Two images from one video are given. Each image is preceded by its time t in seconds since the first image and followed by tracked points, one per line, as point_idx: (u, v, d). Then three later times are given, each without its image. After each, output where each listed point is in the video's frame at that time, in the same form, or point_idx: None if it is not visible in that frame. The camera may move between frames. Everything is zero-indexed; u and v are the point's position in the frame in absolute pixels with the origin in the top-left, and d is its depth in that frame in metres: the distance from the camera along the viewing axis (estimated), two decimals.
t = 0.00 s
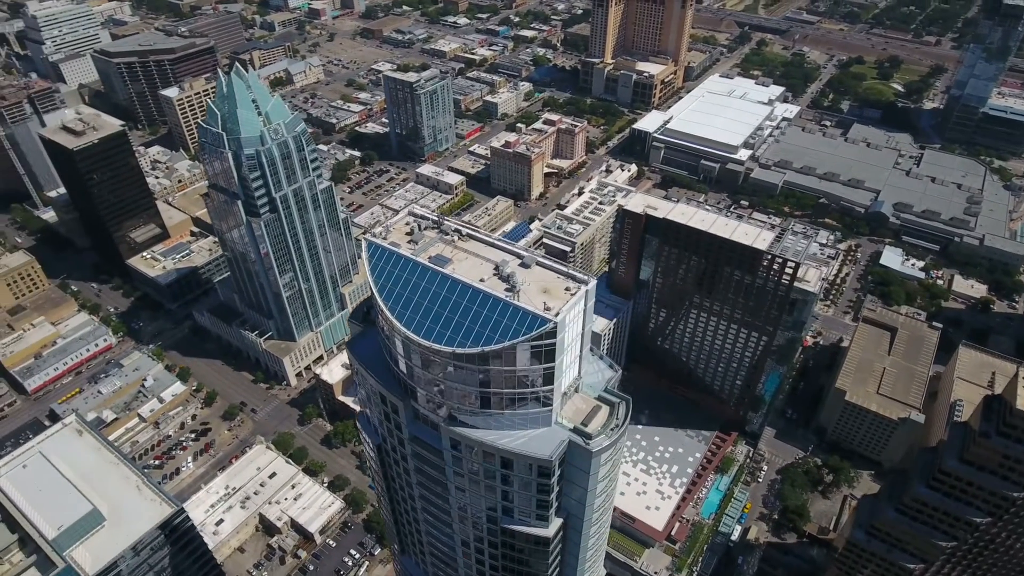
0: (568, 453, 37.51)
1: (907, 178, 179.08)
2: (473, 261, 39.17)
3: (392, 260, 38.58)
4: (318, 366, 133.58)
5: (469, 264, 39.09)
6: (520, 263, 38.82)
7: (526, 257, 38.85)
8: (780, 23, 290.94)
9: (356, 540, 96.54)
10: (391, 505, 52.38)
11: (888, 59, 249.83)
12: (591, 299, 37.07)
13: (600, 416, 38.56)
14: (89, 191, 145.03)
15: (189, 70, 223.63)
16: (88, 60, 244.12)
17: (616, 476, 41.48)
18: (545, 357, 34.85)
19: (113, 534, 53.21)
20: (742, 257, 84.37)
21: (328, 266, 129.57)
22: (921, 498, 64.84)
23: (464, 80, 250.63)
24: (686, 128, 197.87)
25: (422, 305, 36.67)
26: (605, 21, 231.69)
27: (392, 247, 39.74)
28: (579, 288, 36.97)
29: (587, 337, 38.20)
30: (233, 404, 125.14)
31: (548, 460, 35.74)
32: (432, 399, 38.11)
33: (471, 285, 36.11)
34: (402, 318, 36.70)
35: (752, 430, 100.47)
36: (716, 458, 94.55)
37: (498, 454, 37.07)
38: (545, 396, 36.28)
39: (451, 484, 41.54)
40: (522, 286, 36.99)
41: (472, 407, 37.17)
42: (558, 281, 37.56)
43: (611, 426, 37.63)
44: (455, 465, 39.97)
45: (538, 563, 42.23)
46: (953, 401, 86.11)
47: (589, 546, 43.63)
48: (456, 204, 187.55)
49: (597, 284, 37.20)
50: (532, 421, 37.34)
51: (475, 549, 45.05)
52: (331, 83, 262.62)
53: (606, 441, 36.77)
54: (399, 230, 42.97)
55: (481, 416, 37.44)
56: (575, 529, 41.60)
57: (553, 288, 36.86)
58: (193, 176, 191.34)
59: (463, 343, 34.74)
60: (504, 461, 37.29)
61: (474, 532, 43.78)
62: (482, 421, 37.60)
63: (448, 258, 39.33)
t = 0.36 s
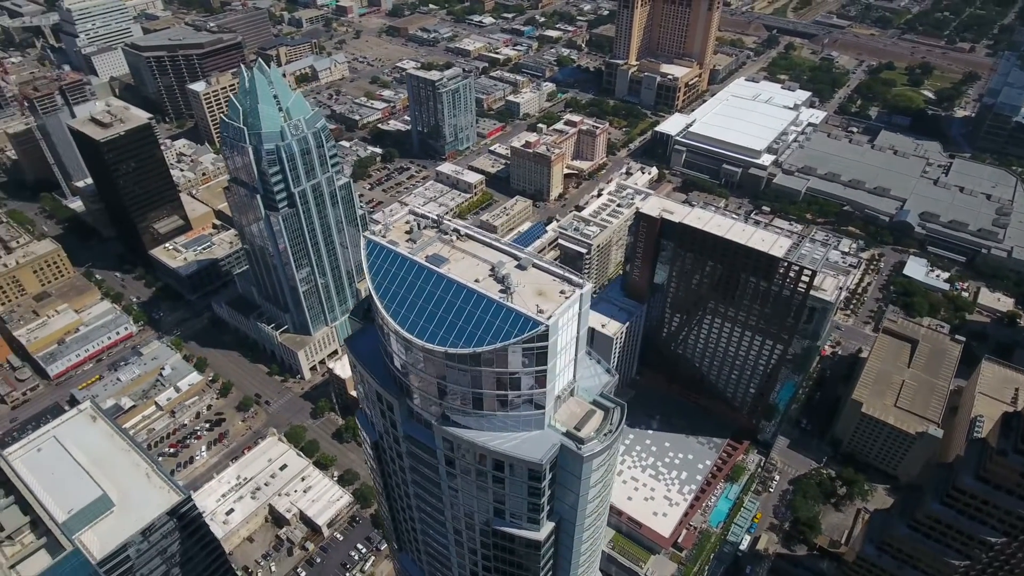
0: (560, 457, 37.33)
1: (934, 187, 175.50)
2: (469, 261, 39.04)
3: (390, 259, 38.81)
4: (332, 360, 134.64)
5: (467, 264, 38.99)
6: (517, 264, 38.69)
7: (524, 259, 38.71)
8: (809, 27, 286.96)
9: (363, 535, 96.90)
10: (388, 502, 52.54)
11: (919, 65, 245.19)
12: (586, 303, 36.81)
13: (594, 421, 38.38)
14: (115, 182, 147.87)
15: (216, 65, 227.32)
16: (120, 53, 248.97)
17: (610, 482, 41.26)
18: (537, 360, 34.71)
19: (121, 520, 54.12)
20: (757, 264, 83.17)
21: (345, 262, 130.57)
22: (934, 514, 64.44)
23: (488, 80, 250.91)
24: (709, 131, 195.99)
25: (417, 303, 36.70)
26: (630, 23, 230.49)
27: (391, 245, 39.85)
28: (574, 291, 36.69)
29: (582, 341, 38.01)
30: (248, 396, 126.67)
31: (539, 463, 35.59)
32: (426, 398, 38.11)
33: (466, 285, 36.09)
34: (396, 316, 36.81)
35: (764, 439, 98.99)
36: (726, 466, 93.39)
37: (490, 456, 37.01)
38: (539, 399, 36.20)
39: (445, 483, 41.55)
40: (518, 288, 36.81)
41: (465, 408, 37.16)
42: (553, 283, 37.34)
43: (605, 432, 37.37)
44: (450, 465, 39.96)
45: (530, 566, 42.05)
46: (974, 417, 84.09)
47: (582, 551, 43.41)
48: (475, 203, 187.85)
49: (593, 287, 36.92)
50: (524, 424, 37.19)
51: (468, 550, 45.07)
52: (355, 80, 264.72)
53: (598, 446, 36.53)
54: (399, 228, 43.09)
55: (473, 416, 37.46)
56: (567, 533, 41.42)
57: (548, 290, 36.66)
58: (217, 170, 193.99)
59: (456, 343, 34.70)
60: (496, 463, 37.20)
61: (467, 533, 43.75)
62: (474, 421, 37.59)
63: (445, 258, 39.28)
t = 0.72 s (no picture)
0: (555, 460, 37.26)
1: (965, 198, 171.49)
2: (468, 261, 39.06)
3: (392, 257, 39.14)
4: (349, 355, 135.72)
5: (466, 264, 39.03)
6: (516, 265, 38.64)
7: (523, 260, 38.61)
8: (842, 31, 282.07)
9: (372, 530, 97.44)
10: (388, 498, 52.93)
11: (954, 72, 239.64)
12: (585, 306, 36.55)
13: (591, 424, 38.19)
14: (143, 173, 150.81)
15: (245, 60, 230.04)
16: (153, 47, 253.64)
17: (607, 487, 41.05)
18: (531, 363, 34.74)
19: (132, 505, 55.22)
20: (775, 271, 81.93)
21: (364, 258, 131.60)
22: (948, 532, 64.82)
23: (513, 79, 250.93)
24: (734, 135, 193.70)
25: (414, 302, 36.95)
26: (658, 25, 228.82)
27: (392, 244, 40.22)
28: (571, 294, 36.48)
29: (581, 344, 37.84)
30: (264, 387, 128.27)
31: (532, 466, 35.64)
32: (423, 396, 38.20)
33: (464, 285, 36.24)
34: (395, 314, 37.03)
35: (779, 449, 97.40)
36: (738, 475, 92.11)
37: (485, 457, 37.09)
38: (535, 402, 36.16)
39: (441, 483, 41.64)
40: (515, 289, 36.75)
41: (459, 407, 37.22)
42: (551, 286, 37.16)
43: (600, 436, 37.26)
44: (446, 464, 40.04)
45: (523, 569, 42.02)
46: (997, 434, 81.89)
47: (578, 556, 43.20)
48: (495, 202, 187.99)
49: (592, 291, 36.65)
50: (519, 425, 37.14)
51: (464, 549, 45.13)
52: (382, 78, 266.55)
53: (593, 451, 36.37)
54: (402, 226, 43.24)
55: (468, 416, 37.48)
56: (563, 537, 41.30)
57: (545, 292, 36.49)
58: (242, 163, 196.68)
59: (451, 342, 34.79)
60: (490, 464, 37.29)
61: (463, 533, 43.83)
62: (470, 422, 37.66)
63: (445, 257, 39.34)
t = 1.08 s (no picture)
0: (549, 463, 37.13)
1: (994, 209, 167.70)
2: (468, 261, 39.08)
3: (393, 254, 39.43)
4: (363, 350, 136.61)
5: (466, 263, 39.08)
6: (516, 266, 38.60)
7: (522, 261, 38.62)
8: (872, 36, 277.41)
9: (380, 525, 97.90)
10: (388, 494, 53.22)
11: (987, 80, 234.44)
12: (583, 309, 36.37)
13: (587, 428, 38.10)
14: (167, 166, 153.37)
15: (272, 56, 232.87)
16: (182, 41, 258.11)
17: (604, 492, 40.89)
18: (527, 364, 34.74)
19: (143, 491, 56.07)
20: (792, 279, 80.74)
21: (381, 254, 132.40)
22: (962, 550, 64.11)
23: (536, 79, 250.81)
24: (758, 140, 191.48)
25: (413, 300, 37.19)
26: (683, 27, 227.10)
27: (395, 241, 40.54)
28: (570, 297, 36.32)
29: (578, 348, 37.72)
30: (279, 380, 129.75)
31: (526, 468, 35.58)
32: (421, 395, 38.29)
33: (463, 285, 36.34)
34: (393, 312, 37.27)
35: (792, 459, 96.04)
36: (750, 484, 90.86)
37: (480, 458, 37.11)
38: (531, 404, 36.17)
39: (437, 481, 41.69)
40: (513, 290, 36.72)
41: (455, 407, 37.35)
42: (550, 287, 37.09)
43: (595, 441, 37.07)
44: (441, 462, 40.00)
45: (518, 570, 41.97)
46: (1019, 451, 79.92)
47: (572, 560, 43.00)
48: (514, 202, 188.03)
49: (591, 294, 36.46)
50: (515, 427, 37.11)
51: (460, 549, 45.18)
52: (406, 76, 268.05)
53: (588, 454, 36.23)
54: (405, 224, 43.37)
55: (464, 416, 37.60)
56: (557, 540, 41.20)
57: (543, 294, 36.40)
58: (265, 158, 198.98)
59: (446, 342, 34.87)
60: (485, 465, 37.32)
61: (459, 532, 43.89)
62: (466, 422, 37.71)
63: (445, 256, 39.39)
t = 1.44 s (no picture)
0: (546, 466, 37.06)
1: None
2: (471, 260, 39.10)
3: (397, 252, 39.69)
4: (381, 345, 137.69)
5: (468, 263, 39.07)
6: (519, 267, 38.50)
7: (525, 262, 38.46)
8: (911, 42, 271.16)
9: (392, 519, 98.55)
10: (391, 489, 53.44)
11: None
12: (584, 312, 36.17)
13: (586, 433, 37.89)
14: (197, 158, 156.39)
15: (303, 52, 237.46)
16: (217, 35, 262.87)
17: (602, 497, 40.67)
18: (524, 366, 34.69)
19: (157, 476, 57.21)
20: (813, 288, 79.08)
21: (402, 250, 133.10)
22: None
23: (564, 80, 250.24)
24: (787, 146, 188.48)
25: (414, 297, 37.38)
26: (715, 30, 224.55)
27: (399, 239, 40.75)
28: (570, 299, 36.15)
29: (578, 351, 37.53)
30: (298, 371, 131.45)
31: (521, 470, 35.48)
32: (421, 392, 38.42)
33: (463, 285, 36.39)
34: (394, 309, 37.52)
35: (809, 471, 94.18)
36: (763, 495, 89.21)
37: (477, 458, 37.13)
38: (527, 406, 36.12)
39: (435, 478, 41.90)
40: (514, 291, 36.65)
41: (452, 406, 37.48)
42: (551, 290, 36.89)
43: (592, 446, 36.91)
44: (439, 459, 40.22)
45: (513, 571, 41.96)
46: None
47: (569, 564, 42.81)
48: (537, 202, 187.86)
49: (592, 297, 36.22)
50: (512, 429, 37.11)
51: (458, 547, 45.18)
52: (434, 74, 269.43)
53: (584, 459, 36.18)
54: (411, 222, 43.61)
55: (462, 415, 37.69)
56: (553, 543, 41.10)
57: (543, 296, 36.27)
58: (293, 152, 201.55)
59: (444, 341, 34.92)
60: (482, 465, 37.32)
61: (457, 531, 43.95)
62: (464, 421, 37.79)
63: (448, 255, 39.48)
